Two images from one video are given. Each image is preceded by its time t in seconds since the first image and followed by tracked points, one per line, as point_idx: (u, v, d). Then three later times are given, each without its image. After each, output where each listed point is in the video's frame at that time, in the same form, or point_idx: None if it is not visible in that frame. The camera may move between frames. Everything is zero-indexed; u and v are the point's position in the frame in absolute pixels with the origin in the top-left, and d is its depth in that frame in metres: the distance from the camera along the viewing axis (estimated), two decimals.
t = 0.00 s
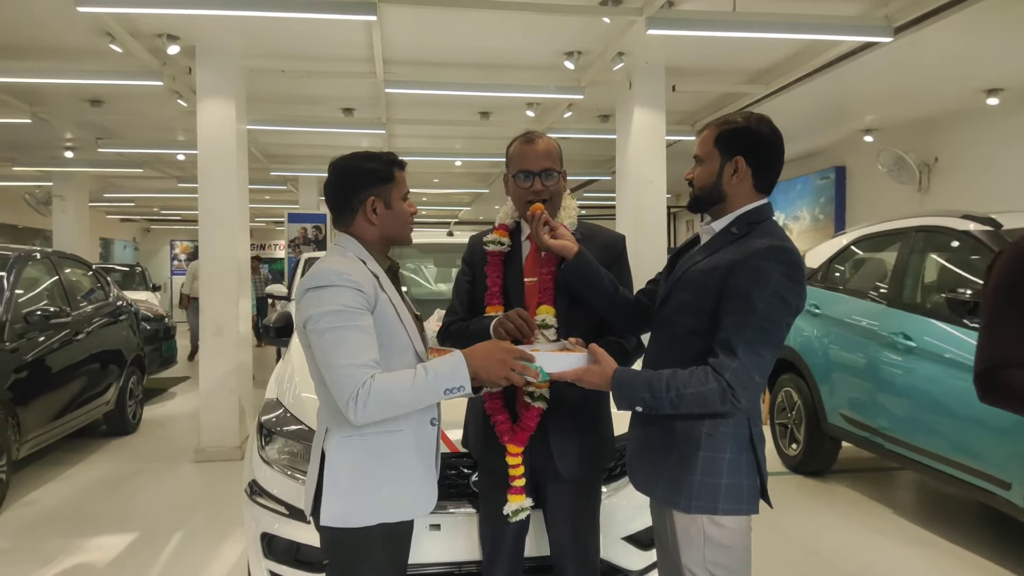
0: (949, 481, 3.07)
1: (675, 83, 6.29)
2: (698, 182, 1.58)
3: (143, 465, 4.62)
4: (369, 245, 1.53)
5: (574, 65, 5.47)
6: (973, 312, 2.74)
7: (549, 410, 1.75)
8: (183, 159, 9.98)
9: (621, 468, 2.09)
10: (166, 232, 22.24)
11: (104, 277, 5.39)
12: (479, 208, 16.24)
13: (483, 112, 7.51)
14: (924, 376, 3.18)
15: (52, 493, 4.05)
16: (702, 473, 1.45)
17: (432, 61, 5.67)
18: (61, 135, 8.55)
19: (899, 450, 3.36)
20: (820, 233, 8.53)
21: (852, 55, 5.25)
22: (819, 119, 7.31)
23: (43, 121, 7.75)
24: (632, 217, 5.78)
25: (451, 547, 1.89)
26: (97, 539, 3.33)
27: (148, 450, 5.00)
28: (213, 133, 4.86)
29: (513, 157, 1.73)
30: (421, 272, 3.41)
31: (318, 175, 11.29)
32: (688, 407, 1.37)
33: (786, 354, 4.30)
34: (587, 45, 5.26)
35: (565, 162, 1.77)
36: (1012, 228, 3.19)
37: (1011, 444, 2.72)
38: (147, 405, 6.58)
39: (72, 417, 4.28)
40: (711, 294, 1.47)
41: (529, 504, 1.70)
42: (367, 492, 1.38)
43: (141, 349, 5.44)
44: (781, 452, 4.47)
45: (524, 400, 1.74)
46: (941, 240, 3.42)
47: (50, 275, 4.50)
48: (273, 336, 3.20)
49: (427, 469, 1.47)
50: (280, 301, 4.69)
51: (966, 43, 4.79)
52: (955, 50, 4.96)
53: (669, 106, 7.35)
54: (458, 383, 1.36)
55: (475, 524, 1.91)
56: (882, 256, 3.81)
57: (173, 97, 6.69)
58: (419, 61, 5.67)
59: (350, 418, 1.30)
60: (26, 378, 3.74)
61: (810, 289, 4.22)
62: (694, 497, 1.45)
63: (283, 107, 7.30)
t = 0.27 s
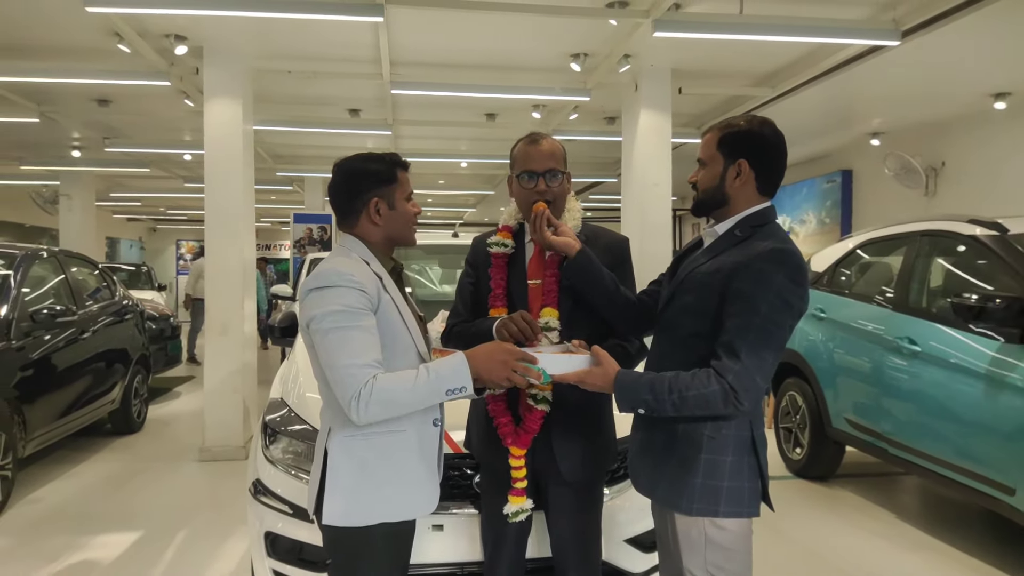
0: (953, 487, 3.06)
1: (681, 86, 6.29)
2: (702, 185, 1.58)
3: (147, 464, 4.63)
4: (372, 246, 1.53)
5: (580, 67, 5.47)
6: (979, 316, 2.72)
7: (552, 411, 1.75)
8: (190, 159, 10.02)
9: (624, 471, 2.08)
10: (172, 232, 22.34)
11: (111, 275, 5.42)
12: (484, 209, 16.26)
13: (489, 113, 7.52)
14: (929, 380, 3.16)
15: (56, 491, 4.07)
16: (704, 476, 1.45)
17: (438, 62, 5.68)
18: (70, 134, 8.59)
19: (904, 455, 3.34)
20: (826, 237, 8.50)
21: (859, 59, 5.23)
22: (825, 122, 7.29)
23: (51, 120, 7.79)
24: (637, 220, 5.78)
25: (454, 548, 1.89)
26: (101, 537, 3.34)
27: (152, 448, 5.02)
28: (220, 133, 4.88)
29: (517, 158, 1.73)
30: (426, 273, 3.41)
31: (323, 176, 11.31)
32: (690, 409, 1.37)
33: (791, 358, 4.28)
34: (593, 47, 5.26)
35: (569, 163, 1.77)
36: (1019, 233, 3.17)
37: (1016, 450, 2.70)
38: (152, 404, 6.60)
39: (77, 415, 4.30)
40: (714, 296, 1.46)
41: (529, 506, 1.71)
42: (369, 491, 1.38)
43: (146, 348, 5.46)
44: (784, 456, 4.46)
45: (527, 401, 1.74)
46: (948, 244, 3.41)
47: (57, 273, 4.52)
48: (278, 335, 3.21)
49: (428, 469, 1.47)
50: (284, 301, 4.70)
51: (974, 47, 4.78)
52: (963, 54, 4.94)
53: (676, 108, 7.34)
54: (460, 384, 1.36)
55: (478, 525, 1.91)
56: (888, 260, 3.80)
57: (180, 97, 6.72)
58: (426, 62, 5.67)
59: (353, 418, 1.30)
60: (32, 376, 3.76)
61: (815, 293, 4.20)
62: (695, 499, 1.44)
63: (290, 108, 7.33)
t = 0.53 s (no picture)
0: (949, 482, 3.07)
1: (679, 83, 6.29)
2: (698, 182, 1.58)
3: (146, 462, 4.64)
4: (371, 243, 1.53)
5: (577, 65, 5.47)
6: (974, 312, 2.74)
7: (550, 408, 1.76)
8: (187, 157, 10.00)
9: (621, 467, 2.09)
10: (169, 230, 22.32)
11: (108, 274, 5.42)
12: (482, 207, 16.27)
13: (487, 111, 7.53)
14: (925, 377, 3.17)
15: (55, 489, 4.07)
16: (701, 472, 1.45)
17: (436, 60, 5.68)
18: (66, 133, 8.58)
19: (901, 451, 3.36)
20: (823, 234, 8.52)
21: (856, 56, 5.24)
22: (822, 119, 7.30)
23: (48, 119, 7.77)
24: (634, 218, 5.79)
25: (452, 544, 1.90)
26: (99, 535, 3.35)
27: (151, 447, 5.02)
28: (218, 132, 4.88)
29: (515, 155, 1.74)
30: (424, 271, 3.42)
31: (321, 174, 11.31)
32: (687, 404, 1.38)
33: (787, 354, 4.30)
34: (591, 44, 5.26)
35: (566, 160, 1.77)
36: (1015, 229, 3.18)
37: (1011, 445, 2.72)
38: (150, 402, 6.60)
39: (76, 413, 4.30)
40: (711, 292, 1.47)
41: (525, 503, 1.71)
42: (367, 487, 1.39)
43: (145, 346, 5.46)
44: (782, 452, 4.47)
45: (524, 399, 1.75)
46: (944, 240, 3.42)
47: (54, 272, 4.52)
48: (276, 333, 3.21)
49: (427, 464, 1.47)
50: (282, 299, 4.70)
51: (971, 44, 4.78)
52: (959, 51, 4.95)
53: (673, 106, 7.34)
54: (458, 379, 1.36)
55: (476, 521, 1.92)
56: (885, 257, 3.81)
57: (177, 95, 6.71)
58: (423, 60, 5.68)
59: (351, 414, 1.30)
60: (30, 375, 3.76)
61: (812, 290, 4.22)
62: (693, 495, 1.45)
63: (287, 106, 7.32)
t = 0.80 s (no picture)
0: (944, 480, 3.09)
1: (673, 84, 6.31)
2: (693, 182, 1.59)
3: (141, 464, 4.62)
4: (367, 245, 1.53)
5: (572, 65, 5.48)
6: (968, 311, 2.76)
7: (546, 408, 1.76)
8: (181, 159, 9.97)
9: (617, 466, 2.10)
10: (164, 232, 22.25)
11: (102, 276, 5.39)
12: (477, 208, 16.27)
13: (482, 112, 7.53)
14: (919, 375, 3.19)
15: (49, 492, 4.05)
16: (698, 471, 1.46)
17: (431, 61, 5.67)
18: (59, 135, 8.54)
19: (896, 449, 3.37)
20: (817, 233, 8.56)
21: (849, 56, 5.26)
22: (816, 119, 7.33)
23: (41, 120, 7.74)
24: (629, 218, 5.80)
25: (449, 544, 1.90)
26: (94, 538, 3.33)
27: (146, 449, 5.00)
28: (212, 133, 4.87)
29: (509, 153, 1.74)
30: (419, 271, 3.42)
31: (316, 175, 11.29)
32: (683, 403, 1.39)
33: (782, 353, 4.31)
34: (586, 45, 5.27)
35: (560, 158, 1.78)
36: (1007, 228, 3.21)
37: (1005, 443, 2.73)
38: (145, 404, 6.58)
39: (70, 416, 4.28)
40: (706, 291, 1.48)
41: (526, 504, 1.72)
42: (364, 487, 1.39)
43: (139, 348, 5.45)
44: (777, 451, 4.49)
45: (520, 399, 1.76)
46: (937, 239, 3.44)
47: (48, 274, 4.50)
48: (272, 334, 3.21)
49: (424, 464, 1.47)
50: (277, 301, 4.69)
51: (963, 44, 4.81)
52: (952, 51, 4.97)
53: (667, 106, 7.36)
54: (455, 377, 1.37)
55: (473, 521, 1.92)
56: (878, 256, 3.82)
57: (171, 97, 6.70)
58: (417, 60, 5.68)
59: (348, 414, 1.31)
60: (24, 377, 3.74)
61: (806, 289, 4.23)
62: (690, 494, 1.46)
63: (281, 107, 7.31)
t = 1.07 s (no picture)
0: (935, 472, 3.12)
1: (666, 78, 6.31)
2: (687, 175, 1.60)
3: (135, 461, 4.61)
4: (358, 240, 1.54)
5: (565, 59, 5.47)
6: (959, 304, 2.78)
7: (541, 402, 1.76)
8: (173, 154, 9.91)
9: (612, 460, 2.11)
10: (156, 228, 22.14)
11: (94, 272, 5.36)
12: (471, 203, 16.26)
13: (475, 106, 7.51)
14: (910, 368, 3.22)
15: (43, 489, 4.03)
16: (692, 463, 1.47)
17: (424, 55, 5.65)
18: (50, 130, 8.47)
19: (888, 441, 3.40)
20: (809, 228, 8.59)
21: (841, 50, 5.27)
22: (808, 113, 7.35)
23: (31, 116, 7.67)
24: (623, 212, 5.80)
25: (443, 538, 1.91)
26: (88, 534, 3.33)
27: (140, 445, 4.99)
28: (204, 128, 4.84)
29: (502, 149, 1.74)
30: (413, 267, 3.42)
31: (309, 170, 11.25)
32: (677, 396, 1.39)
33: (775, 347, 4.33)
34: (579, 39, 5.26)
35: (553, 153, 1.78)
36: (998, 222, 3.23)
37: (996, 435, 2.76)
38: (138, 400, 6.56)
39: (63, 413, 4.26)
40: (700, 284, 1.48)
41: (516, 498, 1.73)
42: (360, 481, 1.40)
43: (132, 344, 5.42)
44: (769, 444, 4.52)
45: (515, 393, 1.76)
46: (929, 233, 3.46)
47: (40, 270, 4.48)
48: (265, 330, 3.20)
49: (419, 457, 1.48)
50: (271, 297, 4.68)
51: (955, 38, 4.83)
52: (944, 45, 4.99)
53: (660, 100, 7.36)
54: (450, 371, 1.37)
55: (467, 515, 1.93)
56: (870, 250, 3.84)
57: (162, 91, 6.65)
58: (410, 55, 5.66)
59: (343, 408, 1.31)
60: (16, 374, 3.72)
61: (799, 283, 4.26)
62: (683, 486, 1.47)
63: (273, 101, 7.27)
